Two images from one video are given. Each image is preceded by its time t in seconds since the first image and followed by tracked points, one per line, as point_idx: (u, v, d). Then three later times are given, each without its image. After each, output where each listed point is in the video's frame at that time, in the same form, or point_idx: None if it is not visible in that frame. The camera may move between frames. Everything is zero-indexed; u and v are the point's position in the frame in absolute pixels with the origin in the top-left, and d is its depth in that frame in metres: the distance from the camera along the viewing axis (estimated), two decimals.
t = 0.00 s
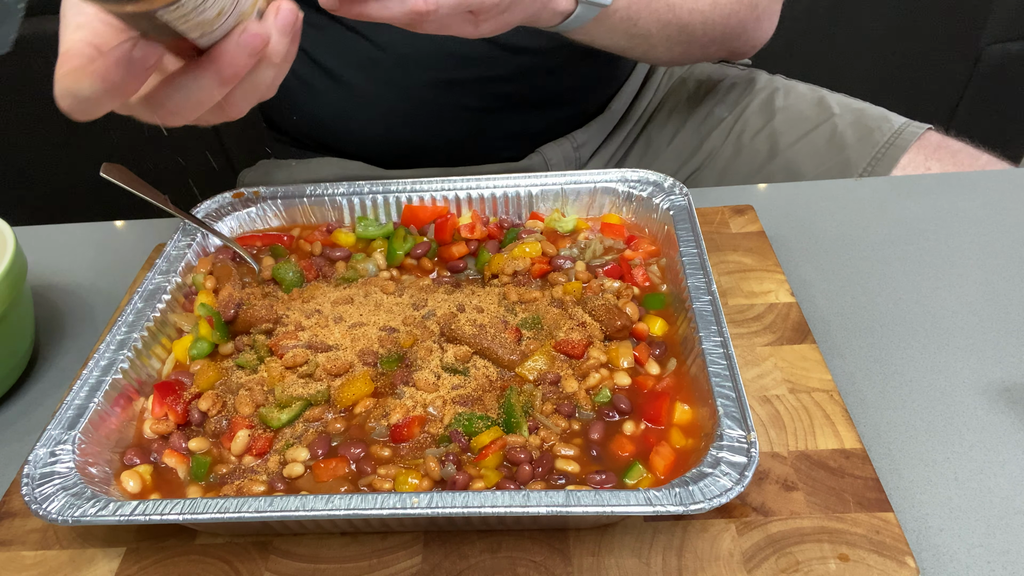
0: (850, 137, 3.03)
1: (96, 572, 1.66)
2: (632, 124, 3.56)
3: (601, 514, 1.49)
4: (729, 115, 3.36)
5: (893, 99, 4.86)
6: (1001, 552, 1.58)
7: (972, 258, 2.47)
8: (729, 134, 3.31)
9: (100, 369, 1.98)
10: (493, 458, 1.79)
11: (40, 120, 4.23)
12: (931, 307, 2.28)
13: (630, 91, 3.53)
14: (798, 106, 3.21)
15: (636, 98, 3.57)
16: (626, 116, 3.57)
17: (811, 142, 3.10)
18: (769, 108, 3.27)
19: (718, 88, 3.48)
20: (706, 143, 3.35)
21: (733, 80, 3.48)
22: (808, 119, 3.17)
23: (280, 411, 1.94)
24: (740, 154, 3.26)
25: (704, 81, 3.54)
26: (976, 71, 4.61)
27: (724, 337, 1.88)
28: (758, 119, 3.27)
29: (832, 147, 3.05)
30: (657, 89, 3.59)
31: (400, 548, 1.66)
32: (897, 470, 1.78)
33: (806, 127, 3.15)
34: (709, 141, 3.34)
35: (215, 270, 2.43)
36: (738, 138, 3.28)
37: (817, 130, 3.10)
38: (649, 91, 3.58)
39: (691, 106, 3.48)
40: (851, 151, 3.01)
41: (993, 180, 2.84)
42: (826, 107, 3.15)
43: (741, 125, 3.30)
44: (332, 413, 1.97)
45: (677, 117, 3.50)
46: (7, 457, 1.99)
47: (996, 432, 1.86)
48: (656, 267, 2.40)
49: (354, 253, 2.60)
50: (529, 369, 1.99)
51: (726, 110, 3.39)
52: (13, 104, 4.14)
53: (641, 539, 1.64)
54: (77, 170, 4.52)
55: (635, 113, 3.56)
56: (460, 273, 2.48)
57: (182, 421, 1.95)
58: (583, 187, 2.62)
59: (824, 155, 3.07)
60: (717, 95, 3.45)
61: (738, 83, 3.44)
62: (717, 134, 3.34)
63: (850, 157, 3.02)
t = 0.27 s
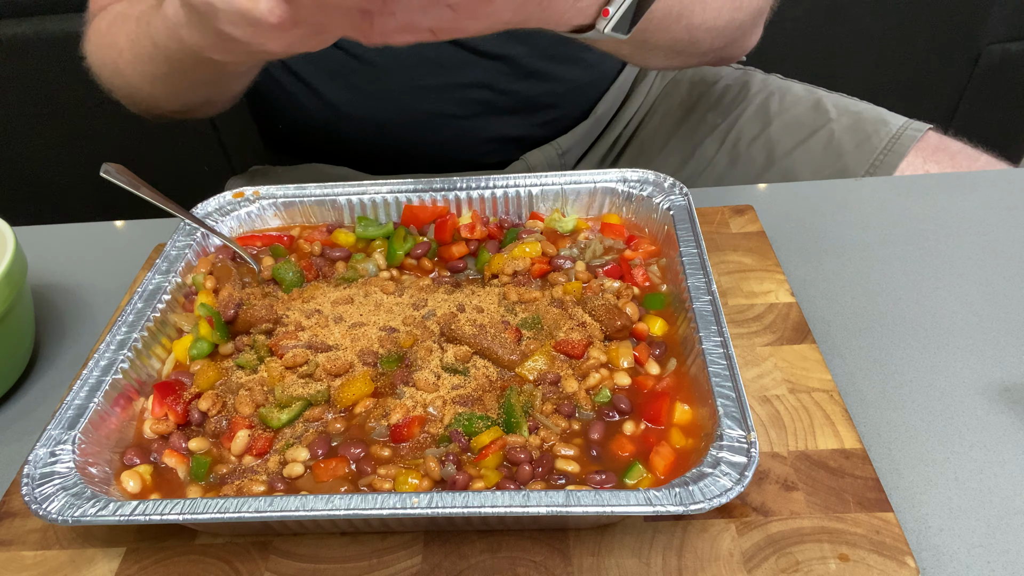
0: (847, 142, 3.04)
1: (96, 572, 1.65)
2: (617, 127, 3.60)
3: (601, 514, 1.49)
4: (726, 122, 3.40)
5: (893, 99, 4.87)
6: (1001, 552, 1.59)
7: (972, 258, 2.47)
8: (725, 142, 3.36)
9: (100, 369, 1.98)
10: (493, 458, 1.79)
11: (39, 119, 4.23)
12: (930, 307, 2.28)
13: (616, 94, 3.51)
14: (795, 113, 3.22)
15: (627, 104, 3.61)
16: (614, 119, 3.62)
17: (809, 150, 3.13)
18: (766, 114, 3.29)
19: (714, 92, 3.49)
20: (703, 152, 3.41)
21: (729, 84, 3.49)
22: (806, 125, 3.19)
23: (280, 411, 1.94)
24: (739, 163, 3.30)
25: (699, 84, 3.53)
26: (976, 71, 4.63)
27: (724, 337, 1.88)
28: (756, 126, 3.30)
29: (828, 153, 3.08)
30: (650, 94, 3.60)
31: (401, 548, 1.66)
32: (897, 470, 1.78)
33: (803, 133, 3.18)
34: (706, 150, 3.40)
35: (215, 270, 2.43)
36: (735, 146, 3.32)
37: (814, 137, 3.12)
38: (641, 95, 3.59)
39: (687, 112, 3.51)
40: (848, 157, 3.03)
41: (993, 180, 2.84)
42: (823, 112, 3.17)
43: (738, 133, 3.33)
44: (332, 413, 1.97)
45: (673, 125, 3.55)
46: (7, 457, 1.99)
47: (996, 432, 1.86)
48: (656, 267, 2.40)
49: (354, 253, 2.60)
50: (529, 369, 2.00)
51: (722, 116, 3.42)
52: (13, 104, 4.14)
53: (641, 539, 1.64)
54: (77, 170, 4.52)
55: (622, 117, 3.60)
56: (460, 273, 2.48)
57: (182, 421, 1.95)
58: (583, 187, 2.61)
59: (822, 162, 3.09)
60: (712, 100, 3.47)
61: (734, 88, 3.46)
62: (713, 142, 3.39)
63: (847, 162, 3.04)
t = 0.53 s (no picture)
0: (850, 147, 3.05)
1: (96, 572, 1.65)
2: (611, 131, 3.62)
3: (601, 514, 1.49)
4: (727, 126, 3.40)
5: (893, 98, 4.87)
6: (1001, 552, 1.58)
7: (972, 258, 2.47)
8: (726, 146, 3.35)
9: (100, 369, 1.98)
10: (493, 458, 1.79)
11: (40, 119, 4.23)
12: (931, 307, 2.28)
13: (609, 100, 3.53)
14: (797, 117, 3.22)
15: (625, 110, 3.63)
16: (610, 124, 3.64)
17: (811, 156, 3.14)
18: (767, 119, 3.30)
19: (714, 96, 3.49)
20: (704, 156, 3.40)
21: (729, 87, 3.48)
22: (807, 130, 3.20)
23: (280, 411, 1.94)
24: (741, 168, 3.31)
25: (698, 88, 3.54)
26: (976, 71, 4.61)
27: (724, 337, 1.88)
28: (758, 132, 3.30)
29: (831, 159, 3.09)
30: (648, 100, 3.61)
31: (400, 548, 1.66)
32: (897, 470, 1.78)
33: (805, 138, 3.19)
34: (707, 154, 3.39)
35: (215, 271, 2.43)
36: (737, 150, 3.31)
37: (816, 143, 3.13)
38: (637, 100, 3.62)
39: (688, 117, 3.52)
40: (851, 162, 3.03)
41: (993, 180, 2.84)
42: (824, 117, 3.17)
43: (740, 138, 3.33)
44: (332, 413, 1.97)
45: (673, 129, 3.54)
46: (7, 457, 1.99)
47: (996, 432, 1.86)
48: (656, 267, 2.40)
49: (354, 253, 2.60)
50: (529, 370, 2.00)
51: (723, 121, 3.42)
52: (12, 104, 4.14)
53: (641, 539, 1.64)
54: (77, 170, 4.53)
55: (617, 122, 3.63)
56: (460, 273, 2.48)
57: (182, 421, 1.95)
58: (584, 187, 2.61)
59: (825, 168, 3.11)
60: (712, 104, 3.48)
61: (734, 91, 3.45)
62: (714, 147, 3.39)
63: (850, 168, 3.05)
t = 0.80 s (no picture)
0: (848, 150, 3.05)
1: (96, 572, 1.65)
2: (606, 134, 3.63)
3: (601, 514, 1.49)
4: (725, 129, 3.40)
5: (893, 98, 4.87)
6: (1001, 552, 1.58)
7: (972, 258, 2.47)
8: (725, 150, 3.36)
9: (100, 369, 1.98)
10: (493, 458, 1.79)
11: (40, 119, 4.23)
12: (930, 307, 2.28)
13: (604, 105, 3.54)
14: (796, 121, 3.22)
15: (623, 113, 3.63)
16: (607, 127, 3.65)
17: (810, 159, 3.15)
18: (766, 122, 3.30)
19: (712, 98, 3.48)
20: (703, 160, 3.41)
21: (727, 88, 3.47)
22: (806, 132, 3.20)
23: (280, 411, 1.94)
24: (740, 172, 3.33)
25: (696, 90, 3.53)
26: (977, 71, 4.62)
27: (724, 337, 1.88)
28: (757, 136, 3.30)
29: (830, 162, 3.10)
30: (647, 102, 3.62)
31: (400, 548, 1.66)
32: (897, 469, 1.78)
33: (804, 141, 3.19)
34: (706, 158, 3.40)
35: (214, 271, 2.43)
36: (736, 154, 3.33)
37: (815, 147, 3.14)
38: (635, 104, 3.62)
39: (687, 120, 3.53)
40: (850, 165, 3.05)
41: (993, 180, 2.84)
42: (823, 119, 3.17)
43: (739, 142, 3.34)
44: (332, 413, 1.98)
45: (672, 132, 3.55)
46: (7, 457, 1.99)
47: (996, 432, 1.86)
48: (656, 267, 2.40)
49: (354, 253, 2.60)
50: (529, 369, 2.00)
51: (722, 123, 3.43)
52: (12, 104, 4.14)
53: (641, 539, 1.64)
54: (78, 170, 4.53)
55: (613, 125, 3.64)
56: (460, 273, 2.48)
57: (182, 421, 1.95)
58: (583, 187, 2.61)
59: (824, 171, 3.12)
60: (710, 107, 3.47)
61: (733, 93, 3.44)
62: (713, 151, 3.40)
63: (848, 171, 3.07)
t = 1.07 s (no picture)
0: (849, 152, 3.05)
1: (96, 572, 1.65)
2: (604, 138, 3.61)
3: (601, 514, 1.49)
4: (725, 132, 3.36)
5: (893, 98, 4.87)
6: (1002, 552, 1.58)
7: (972, 259, 2.47)
8: (725, 152, 3.32)
9: (100, 369, 1.98)
10: (492, 458, 1.79)
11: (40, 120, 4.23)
12: (931, 307, 2.28)
13: (603, 107, 3.50)
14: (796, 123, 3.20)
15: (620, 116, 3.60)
16: (604, 130, 3.62)
17: (810, 162, 3.13)
18: (766, 124, 3.27)
19: (712, 101, 3.46)
20: (703, 163, 3.36)
21: (727, 91, 3.46)
22: (806, 135, 3.18)
23: (280, 411, 1.94)
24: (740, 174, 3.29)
25: (695, 92, 3.51)
26: (977, 70, 4.60)
27: (724, 337, 1.88)
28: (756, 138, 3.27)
29: (831, 165, 3.08)
30: (645, 104, 3.56)
31: (400, 548, 1.66)
32: (897, 469, 1.78)
33: (804, 144, 3.17)
34: (706, 161, 3.35)
35: (215, 271, 2.43)
36: (736, 156, 3.28)
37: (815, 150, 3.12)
38: (634, 105, 3.57)
39: (685, 121, 3.48)
40: (851, 168, 3.04)
41: (994, 180, 2.84)
42: (824, 121, 3.16)
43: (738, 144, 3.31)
44: (332, 413, 1.98)
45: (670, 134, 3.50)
46: (7, 457, 1.99)
47: (996, 432, 1.86)
48: (656, 267, 2.40)
49: (354, 253, 2.60)
50: (529, 369, 2.00)
51: (721, 126, 3.39)
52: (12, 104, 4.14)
53: (641, 539, 1.64)
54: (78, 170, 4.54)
55: (611, 128, 3.60)
56: (460, 273, 2.48)
57: (182, 421, 1.95)
58: (583, 187, 2.61)
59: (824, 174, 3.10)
60: (709, 109, 3.45)
61: (733, 95, 3.43)
62: (713, 153, 3.35)
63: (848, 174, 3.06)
